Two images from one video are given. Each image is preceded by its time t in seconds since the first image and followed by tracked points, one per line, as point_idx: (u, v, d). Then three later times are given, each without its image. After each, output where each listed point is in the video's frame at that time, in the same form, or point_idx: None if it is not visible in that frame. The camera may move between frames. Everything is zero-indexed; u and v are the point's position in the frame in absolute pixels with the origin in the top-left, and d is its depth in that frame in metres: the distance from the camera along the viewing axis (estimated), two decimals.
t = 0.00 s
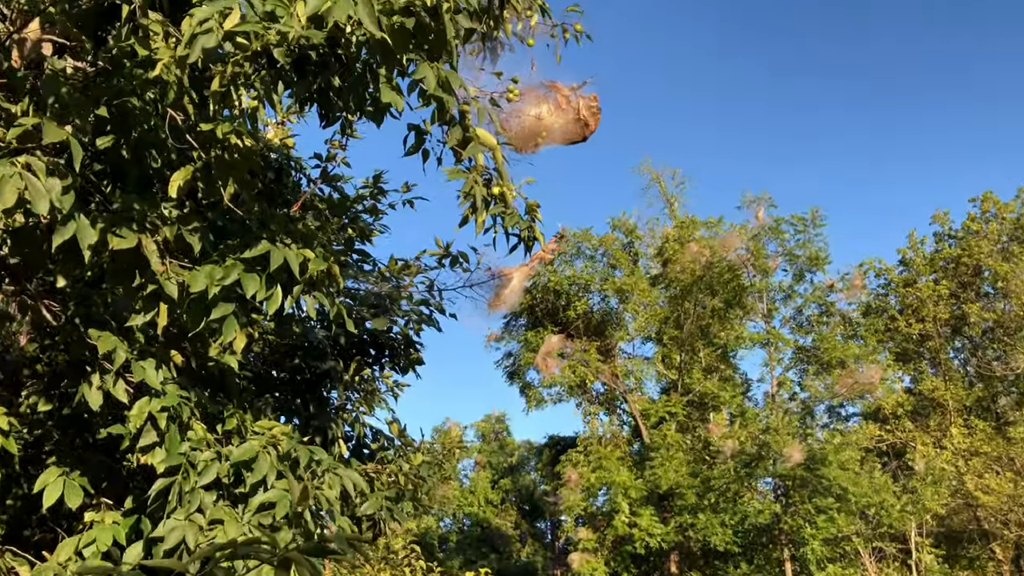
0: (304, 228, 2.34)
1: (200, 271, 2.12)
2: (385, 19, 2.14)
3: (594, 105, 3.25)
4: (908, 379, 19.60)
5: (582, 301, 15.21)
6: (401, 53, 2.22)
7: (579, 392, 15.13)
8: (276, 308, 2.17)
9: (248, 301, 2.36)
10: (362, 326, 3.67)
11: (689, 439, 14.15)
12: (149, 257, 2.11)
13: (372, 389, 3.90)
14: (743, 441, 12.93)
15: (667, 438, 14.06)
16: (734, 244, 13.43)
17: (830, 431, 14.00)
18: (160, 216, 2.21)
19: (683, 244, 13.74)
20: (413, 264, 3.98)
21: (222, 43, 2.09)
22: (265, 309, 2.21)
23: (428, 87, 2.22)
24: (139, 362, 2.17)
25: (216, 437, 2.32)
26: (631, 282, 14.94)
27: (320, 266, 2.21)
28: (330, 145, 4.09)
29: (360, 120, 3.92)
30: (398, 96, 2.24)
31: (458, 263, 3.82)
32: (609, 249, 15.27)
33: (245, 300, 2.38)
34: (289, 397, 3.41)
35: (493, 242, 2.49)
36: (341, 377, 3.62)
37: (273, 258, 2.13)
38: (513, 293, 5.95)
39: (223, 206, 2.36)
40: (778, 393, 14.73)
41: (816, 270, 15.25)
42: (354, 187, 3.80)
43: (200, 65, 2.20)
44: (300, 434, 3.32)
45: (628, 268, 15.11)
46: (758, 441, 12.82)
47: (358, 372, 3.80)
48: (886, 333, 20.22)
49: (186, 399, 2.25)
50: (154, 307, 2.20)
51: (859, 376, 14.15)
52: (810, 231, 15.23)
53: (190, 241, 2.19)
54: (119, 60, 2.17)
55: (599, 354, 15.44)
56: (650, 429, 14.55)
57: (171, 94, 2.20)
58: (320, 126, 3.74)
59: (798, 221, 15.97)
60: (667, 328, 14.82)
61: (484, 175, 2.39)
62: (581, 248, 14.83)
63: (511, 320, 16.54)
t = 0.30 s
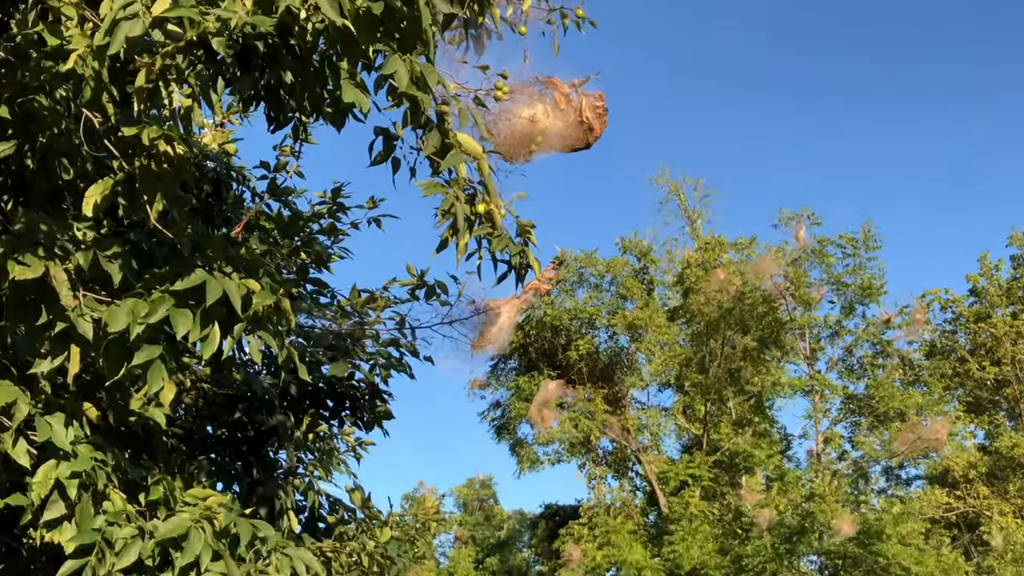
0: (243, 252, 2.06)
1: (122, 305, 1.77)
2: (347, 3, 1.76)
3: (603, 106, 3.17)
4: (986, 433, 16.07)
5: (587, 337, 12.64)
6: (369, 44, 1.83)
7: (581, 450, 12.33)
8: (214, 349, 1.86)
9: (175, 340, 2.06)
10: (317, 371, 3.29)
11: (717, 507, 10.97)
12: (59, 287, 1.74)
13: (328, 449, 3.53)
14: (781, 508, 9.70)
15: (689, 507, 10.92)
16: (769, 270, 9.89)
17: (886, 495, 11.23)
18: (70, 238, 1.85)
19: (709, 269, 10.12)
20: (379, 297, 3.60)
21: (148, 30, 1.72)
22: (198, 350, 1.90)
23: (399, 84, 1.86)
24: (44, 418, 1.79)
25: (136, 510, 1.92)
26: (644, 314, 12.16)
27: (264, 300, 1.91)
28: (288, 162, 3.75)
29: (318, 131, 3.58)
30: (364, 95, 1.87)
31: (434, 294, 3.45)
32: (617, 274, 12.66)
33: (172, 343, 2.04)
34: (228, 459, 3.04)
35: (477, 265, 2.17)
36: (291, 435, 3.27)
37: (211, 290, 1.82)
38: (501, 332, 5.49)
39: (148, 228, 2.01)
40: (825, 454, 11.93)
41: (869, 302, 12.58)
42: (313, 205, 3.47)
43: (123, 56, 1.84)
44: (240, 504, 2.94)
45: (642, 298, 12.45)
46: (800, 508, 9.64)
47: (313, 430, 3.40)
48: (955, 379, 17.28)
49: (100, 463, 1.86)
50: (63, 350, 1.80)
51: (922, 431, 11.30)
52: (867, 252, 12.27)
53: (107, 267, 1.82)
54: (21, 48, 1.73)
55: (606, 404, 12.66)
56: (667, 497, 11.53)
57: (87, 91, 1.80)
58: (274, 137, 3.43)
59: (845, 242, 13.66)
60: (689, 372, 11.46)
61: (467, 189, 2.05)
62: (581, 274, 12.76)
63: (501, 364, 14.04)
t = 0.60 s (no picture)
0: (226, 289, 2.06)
1: (99, 345, 1.72)
2: (335, 27, 1.68)
3: (604, 133, 3.23)
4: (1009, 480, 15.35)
5: (588, 375, 12.26)
6: (359, 71, 1.75)
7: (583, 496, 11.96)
8: (191, 392, 1.83)
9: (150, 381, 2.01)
10: (301, 414, 3.19)
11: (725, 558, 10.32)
12: (30, 327, 1.67)
13: (311, 496, 3.45)
14: (794, 558, 9.13)
15: (694, 558, 10.39)
16: (781, 305, 9.39)
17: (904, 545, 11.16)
18: (42, 272, 1.79)
19: (715, 304, 9.66)
20: (366, 336, 3.50)
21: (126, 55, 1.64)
22: (177, 390, 1.85)
23: (389, 112, 1.77)
24: (12, 465, 1.68)
25: (108, 564, 1.80)
26: (649, 352, 11.65)
27: (245, 338, 1.86)
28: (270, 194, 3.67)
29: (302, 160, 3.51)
30: (353, 124, 1.79)
31: (426, 331, 3.35)
32: (618, 309, 12.36)
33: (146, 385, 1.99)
34: (206, 507, 2.93)
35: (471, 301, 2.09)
36: (272, 482, 3.17)
37: (191, 328, 1.77)
38: (495, 372, 5.35)
39: (125, 259, 1.93)
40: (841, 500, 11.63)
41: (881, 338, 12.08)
42: (298, 238, 3.39)
43: (99, 81, 1.76)
44: (219, 555, 2.83)
45: (644, 335, 12.08)
46: (812, 560, 9.30)
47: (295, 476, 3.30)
48: (976, 422, 16.76)
49: (70, 512, 1.76)
50: (34, 392, 1.73)
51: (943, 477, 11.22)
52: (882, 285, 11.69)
53: (81, 304, 1.77)
54: None
55: (607, 449, 12.28)
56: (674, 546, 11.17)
57: (61, 117, 1.72)
58: (257, 167, 3.37)
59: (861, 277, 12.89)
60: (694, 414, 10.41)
61: (460, 224, 1.96)
62: (582, 309, 12.29)
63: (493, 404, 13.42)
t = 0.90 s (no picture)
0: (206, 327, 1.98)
1: (72, 388, 1.63)
2: (326, 52, 1.59)
3: (610, 160, 3.17)
4: None
5: (593, 418, 11.38)
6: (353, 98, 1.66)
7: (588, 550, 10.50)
8: (171, 437, 1.73)
9: (127, 428, 1.91)
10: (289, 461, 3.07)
11: None
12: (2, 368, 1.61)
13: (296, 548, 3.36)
14: None
15: None
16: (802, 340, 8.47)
17: None
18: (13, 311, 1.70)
19: (732, 341, 8.72)
20: (357, 377, 3.38)
21: (104, 81, 1.56)
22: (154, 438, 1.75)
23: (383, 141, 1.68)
24: None
25: None
26: (659, 391, 10.59)
27: (229, 381, 1.77)
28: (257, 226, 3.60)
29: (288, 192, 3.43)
30: (345, 153, 1.70)
31: (422, 371, 3.24)
32: (626, 346, 11.41)
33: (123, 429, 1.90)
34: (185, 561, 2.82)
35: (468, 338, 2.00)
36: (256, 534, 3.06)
37: (171, 371, 1.68)
38: (495, 415, 5.18)
39: (102, 296, 1.83)
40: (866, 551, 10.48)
41: (913, 378, 10.69)
42: (284, 271, 3.30)
43: (76, 108, 1.68)
44: None
45: (655, 373, 11.08)
46: None
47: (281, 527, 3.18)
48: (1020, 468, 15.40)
49: (39, 567, 1.66)
50: (3, 438, 1.64)
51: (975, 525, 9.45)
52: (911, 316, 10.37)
53: (53, 345, 1.70)
54: None
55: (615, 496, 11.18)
56: None
57: (35, 146, 1.64)
58: (241, 198, 3.29)
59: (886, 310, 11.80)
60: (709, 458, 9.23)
61: (459, 259, 1.87)
62: (587, 344, 11.50)
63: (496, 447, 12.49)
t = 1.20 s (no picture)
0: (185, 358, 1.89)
1: (42, 424, 1.53)
2: (315, 66, 1.51)
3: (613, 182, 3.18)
4: None
5: (597, 452, 11.15)
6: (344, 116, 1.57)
7: None
8: (148, 475, 1.63)
9: (101, 466, 1.81)
10: (274, 499, 2.95)
11: None
12: None
13: None
14: None
15: None
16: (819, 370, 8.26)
17: None
18: None
19: (744, 370, 8.47)
20: (346, 411, 3.27)
21: (80, 97, 1.47)
22: (130, 477, 1.64)
23: (377, 161, 1.60)
24: None
25: None
26: (666, 425, 10.11)
27: (210, 416, 1.68)
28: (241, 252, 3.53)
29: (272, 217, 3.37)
30: (336, 173, 1.61)
31: (415, 404, 3.13)
32: (631, 376, 11.20)
33: (96, 465, 1.80)
34: None
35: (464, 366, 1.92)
36: None
37: (149, 405, 1.59)
38: (492, 452, 5.06)
39: (75, 323, 1.75)
40: None
41: (938, 411, 9.63)
42: (268, 297, 3.21)
43: (48, 125, 1.60)
44: None
45: (662, 406, 10.90)
46: None
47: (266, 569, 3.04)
48: None
49: None
50: None
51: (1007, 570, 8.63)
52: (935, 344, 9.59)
53: (24, 379, 1.62)
54: None
55: (620, 535, 10.95)
56: None
57: (6, 167, 1.56)
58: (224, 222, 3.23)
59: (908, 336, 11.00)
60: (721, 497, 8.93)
61: (456, 284, 1.83)
62: (590, 375, 11.30)
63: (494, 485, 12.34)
